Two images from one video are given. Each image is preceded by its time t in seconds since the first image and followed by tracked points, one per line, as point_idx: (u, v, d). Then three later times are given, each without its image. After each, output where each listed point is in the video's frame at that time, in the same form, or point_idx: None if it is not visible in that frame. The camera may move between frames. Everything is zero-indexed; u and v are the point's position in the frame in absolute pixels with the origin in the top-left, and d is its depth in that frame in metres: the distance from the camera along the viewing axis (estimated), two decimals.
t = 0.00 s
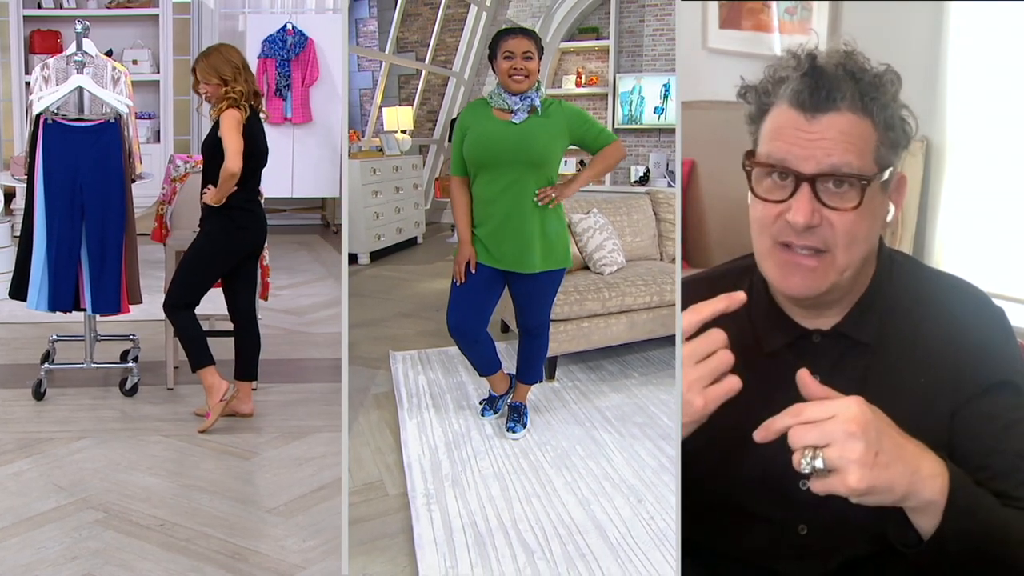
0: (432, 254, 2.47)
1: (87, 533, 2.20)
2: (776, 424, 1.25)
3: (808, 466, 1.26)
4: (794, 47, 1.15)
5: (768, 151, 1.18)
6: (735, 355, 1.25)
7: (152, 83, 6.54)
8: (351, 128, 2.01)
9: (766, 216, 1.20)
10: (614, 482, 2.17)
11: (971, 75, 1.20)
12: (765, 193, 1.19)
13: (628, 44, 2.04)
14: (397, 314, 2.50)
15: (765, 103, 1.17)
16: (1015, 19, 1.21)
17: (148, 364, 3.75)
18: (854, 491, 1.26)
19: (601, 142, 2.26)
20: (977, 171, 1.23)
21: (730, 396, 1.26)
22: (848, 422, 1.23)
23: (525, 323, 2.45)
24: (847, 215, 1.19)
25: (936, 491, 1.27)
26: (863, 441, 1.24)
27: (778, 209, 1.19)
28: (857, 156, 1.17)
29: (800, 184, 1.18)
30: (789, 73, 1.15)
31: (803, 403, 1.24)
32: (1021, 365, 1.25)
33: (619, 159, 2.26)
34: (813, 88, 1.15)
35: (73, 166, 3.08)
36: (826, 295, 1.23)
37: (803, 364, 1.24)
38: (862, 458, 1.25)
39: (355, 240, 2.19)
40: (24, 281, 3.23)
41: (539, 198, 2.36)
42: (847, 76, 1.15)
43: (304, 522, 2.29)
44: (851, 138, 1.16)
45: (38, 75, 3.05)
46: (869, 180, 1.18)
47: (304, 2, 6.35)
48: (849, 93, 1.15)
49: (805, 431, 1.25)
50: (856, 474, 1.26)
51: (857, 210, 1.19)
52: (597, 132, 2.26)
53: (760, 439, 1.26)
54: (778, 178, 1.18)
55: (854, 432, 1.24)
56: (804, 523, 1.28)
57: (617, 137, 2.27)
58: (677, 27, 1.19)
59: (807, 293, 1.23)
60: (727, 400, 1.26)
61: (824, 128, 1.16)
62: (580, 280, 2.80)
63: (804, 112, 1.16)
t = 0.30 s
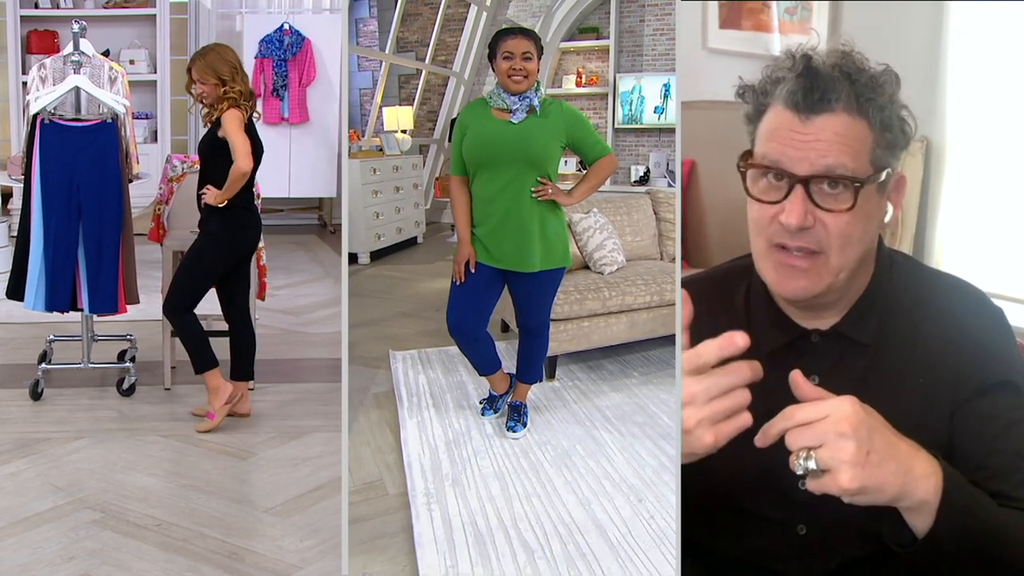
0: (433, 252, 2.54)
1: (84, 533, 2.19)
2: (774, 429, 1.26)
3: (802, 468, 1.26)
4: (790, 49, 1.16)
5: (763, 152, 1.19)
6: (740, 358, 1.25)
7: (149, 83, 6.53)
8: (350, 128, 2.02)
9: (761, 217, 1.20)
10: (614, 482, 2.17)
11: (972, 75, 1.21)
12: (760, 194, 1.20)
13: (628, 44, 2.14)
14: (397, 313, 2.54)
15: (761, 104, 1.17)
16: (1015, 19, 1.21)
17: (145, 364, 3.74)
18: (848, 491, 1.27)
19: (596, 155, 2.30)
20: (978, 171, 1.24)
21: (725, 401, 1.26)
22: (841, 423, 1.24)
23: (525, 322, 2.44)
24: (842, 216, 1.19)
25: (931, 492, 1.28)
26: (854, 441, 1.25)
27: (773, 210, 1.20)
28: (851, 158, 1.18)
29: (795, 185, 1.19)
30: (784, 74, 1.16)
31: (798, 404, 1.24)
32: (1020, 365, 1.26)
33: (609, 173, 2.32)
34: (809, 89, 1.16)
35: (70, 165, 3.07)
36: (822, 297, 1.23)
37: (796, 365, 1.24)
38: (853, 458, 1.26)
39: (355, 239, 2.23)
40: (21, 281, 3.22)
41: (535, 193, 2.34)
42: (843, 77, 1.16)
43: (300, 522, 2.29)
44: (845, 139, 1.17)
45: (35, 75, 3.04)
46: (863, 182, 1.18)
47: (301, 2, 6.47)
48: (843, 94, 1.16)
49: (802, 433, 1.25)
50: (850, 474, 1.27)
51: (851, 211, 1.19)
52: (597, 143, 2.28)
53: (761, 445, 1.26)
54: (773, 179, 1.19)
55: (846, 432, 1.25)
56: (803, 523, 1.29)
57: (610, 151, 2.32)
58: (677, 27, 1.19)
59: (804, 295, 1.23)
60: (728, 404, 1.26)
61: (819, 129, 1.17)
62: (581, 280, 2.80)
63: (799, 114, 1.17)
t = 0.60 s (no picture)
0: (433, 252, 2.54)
1: (83, 533, 2.19)
2: (776, 430, 1.26)
3: (805, 468, 1.26)
4: (790, 47, 1.16)
5: (762, 151, 1.19)
6: (739, 359, 1.26)
7: (147, 83, 6.53)
8: (351, 128, 2.09)
9: (761, 216, 1.21)
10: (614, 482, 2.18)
11: (972, 76, 1.21)
12: (760, 194, 1.20)
13: (628, 44, 2.17)
14: (397, 313, 2.61)
15: (761, 103, 1.18)
16: (1015, 19, 1.22)
17: (144, 364, 3.74)
18: (850, 492, 1.27)
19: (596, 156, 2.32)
20: (978, 172, 1.24)
21: (725, 400, 1.27)
22: (843, 424, 1.24)
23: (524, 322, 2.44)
24: (842, 215, 1.19)
25: (930, 494, 1.28)
26: (857, 443, 1.25)
27: (773, 210, 1.20)
28: (851, 156, 1.18)
29: (795, 185, 1.19)
30: (784, 73, 1.16)
31: (798, 405, 1.25)
32: (1021, 365, 1.27)
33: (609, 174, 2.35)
34: (808, 88, 1.16)
35: (68, 165, 3.07)
36: (822, 296, 1.23)
37: (797, 365, 1.25)
38: (856, 458, 1.26)
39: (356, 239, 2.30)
40: (19, 281, 3.22)
41: (535, 194, 2.34)
42: (842, 76, 1.16)
43: (299, 522, 2.29)
44: (845, 138, 1.17)
45: (33, 75, 3.04)
46: (864, 180, 1.18)
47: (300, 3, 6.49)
48: (843, 92, 1.16)
49: (804, 433, 1.25)
50: (852, 475, 1.27)
51: (851, 210, 1.19)
52: (597, 143, 2.30)
53: (765, 446, 1.26)
54: (773, 179, 1.19)
55: (849, 433, 1.24)
56: (803, 524, 1.29)
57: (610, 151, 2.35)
58: (677, 27, 1.20)
59: (804, 294, 1.23)
60: (725, 404, 1.27)
61: (819, 128, 1.17)
62: (581, 280, 2.82)
63: (799, 113, 1.17)
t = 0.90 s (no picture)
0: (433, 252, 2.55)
1: (83, 533, 2.19)
2: (775, 431, 1.26)
3: (803, 468, 1.26)
4: (787, 47, 1.16)
5: (761, 152, 1.19)
6: (736, 360, 1.26)
7: (147, 83, 6.53)
8: (352, 129, 2.12)
9: (761, 217, 1.20)
10: (614, 481, 2.18)
11: (973, 76, 1.21)
12: (759, 194, 1.20)
13: (629, 43, 2.21)
14: (397, 313, 2.65)
15: (760, 104, 1.18)
16: (1015, 19, 1.22)
17: (144, 364, 3.74)
18: (848, 492, 1.27)
19: (596, 154, 2.32)
20: (978, 172, 1.25)
21: (725, 401, 1.27)
22: (842, 425, 1.24)
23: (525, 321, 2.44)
24: (841, 215, 1.19)
25: (929, 494, 1.28)
26: (855, 443, 1.25)
27: (773, 210, 1.20)
28: (850, 156, 1.18)
29: (794, 185, 1.19)
30: (782, 74, 1.16)
31: (797, 405, 1.25)
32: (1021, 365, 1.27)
33: (609, 173, 2.34)
34: (806, 88, 1.16)
35: (68, 165, 3.07)
36: (822, 296, 1.24)
37: (795, 367, 1.25)
38: (854, 459, 1.26)
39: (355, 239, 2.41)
40: (19, 281, 3.22)
41: (535, 194, 2.33)
42: (840, 75, 1.16)
43: (299, 522, 2.29)
44: (843, 137, 1.17)
45: (33, 75, 3.04)
46: (862, 181, 1.19)
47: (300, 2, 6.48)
48: (841, 92, 1.16)
49: (804, 434, 1.25)
50: (852, 475, 1.27)
51: (850, 210, 1.19)
52: (597, 142, 2.30)
53: (765, 447, 1.26)
54: (772, 180, 1.19)
55: (847, 433, 1.24)
56: (804, 524, 1.29)
57: (609, 150, 2.35)
58: (677, 26, 1.20)
59: (804, 294, 1.23)
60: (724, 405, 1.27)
61: (817, 128, 1.17)
62: (581, 279, 2.82)
63: (798, 113, 1.17)
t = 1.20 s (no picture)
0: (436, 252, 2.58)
1: (83, 533, 2.19)
2: (789, 429, 1.26)
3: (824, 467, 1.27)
4: (785, 44, 1.15)
5: (761, 143, 1.19)
6: (738, 361, 1.25)
7: (147, 84, 6.53)
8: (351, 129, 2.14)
9: (764, 205, 1.20)
10: (614, 480, 2.18)
11: (974, 75, 1.21)
12: (762, 183, 1.20)
13: (628, 44, 2.31)
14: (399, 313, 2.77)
15: (757, 103, 1.18)
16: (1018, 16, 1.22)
17: (144, 364, 3.74)
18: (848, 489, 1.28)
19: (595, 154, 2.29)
20: (979, 172, 1.24)
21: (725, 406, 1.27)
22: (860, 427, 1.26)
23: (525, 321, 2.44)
24: (845, 200, 1.19)
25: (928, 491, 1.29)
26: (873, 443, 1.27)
27: (777, 198, 1.19)
28: (852, 141, 1.18)
29: (797, 170, 1.19)
30: (780, 69, 1.16)
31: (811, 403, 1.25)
32: None
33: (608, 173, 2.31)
34: (806, 77, 1.16)
35: (68, 165, 3.07)
36: (828, 285, 1.23)
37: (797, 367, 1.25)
38: (873, 459, 1.28)
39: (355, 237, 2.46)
40: (19, 281, 3.22)
41: (535, 193, 2.31)
42: (838, 66, 1.16)
43: (299, 522, 2.29)
44: (844, 123, 1.17)
45: (33, 75, 3.04)
46: (865, 165, 1.19)
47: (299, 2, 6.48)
48: (840, 81, 1.16)
49: (819, 431, 1.26)
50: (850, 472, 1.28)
51: (854, 195, 1.19)
52: (597, 146, 2.28)
53: (777, 445, 1.27)
54: (775, 168, 1.19)
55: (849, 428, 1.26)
56: (806, 523, 1.29)
57: (607, 150, 2.32)
58: (677, 27, 1.19)
59: (809, 284, 1.23)
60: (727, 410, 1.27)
61: (817, 114, 1.17)
62: (581, 279, 2.77)
63: (798, 101, 1.17)
